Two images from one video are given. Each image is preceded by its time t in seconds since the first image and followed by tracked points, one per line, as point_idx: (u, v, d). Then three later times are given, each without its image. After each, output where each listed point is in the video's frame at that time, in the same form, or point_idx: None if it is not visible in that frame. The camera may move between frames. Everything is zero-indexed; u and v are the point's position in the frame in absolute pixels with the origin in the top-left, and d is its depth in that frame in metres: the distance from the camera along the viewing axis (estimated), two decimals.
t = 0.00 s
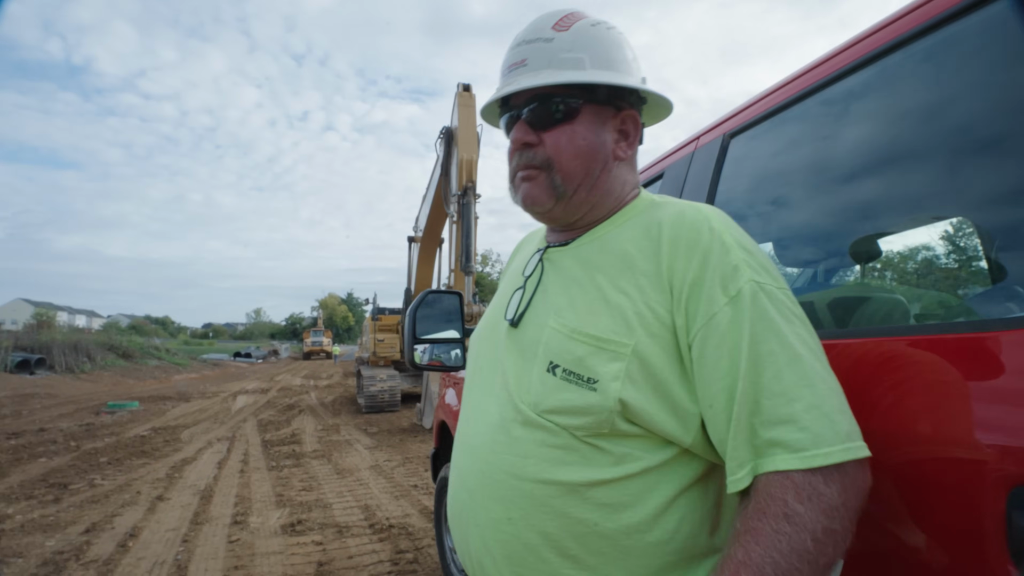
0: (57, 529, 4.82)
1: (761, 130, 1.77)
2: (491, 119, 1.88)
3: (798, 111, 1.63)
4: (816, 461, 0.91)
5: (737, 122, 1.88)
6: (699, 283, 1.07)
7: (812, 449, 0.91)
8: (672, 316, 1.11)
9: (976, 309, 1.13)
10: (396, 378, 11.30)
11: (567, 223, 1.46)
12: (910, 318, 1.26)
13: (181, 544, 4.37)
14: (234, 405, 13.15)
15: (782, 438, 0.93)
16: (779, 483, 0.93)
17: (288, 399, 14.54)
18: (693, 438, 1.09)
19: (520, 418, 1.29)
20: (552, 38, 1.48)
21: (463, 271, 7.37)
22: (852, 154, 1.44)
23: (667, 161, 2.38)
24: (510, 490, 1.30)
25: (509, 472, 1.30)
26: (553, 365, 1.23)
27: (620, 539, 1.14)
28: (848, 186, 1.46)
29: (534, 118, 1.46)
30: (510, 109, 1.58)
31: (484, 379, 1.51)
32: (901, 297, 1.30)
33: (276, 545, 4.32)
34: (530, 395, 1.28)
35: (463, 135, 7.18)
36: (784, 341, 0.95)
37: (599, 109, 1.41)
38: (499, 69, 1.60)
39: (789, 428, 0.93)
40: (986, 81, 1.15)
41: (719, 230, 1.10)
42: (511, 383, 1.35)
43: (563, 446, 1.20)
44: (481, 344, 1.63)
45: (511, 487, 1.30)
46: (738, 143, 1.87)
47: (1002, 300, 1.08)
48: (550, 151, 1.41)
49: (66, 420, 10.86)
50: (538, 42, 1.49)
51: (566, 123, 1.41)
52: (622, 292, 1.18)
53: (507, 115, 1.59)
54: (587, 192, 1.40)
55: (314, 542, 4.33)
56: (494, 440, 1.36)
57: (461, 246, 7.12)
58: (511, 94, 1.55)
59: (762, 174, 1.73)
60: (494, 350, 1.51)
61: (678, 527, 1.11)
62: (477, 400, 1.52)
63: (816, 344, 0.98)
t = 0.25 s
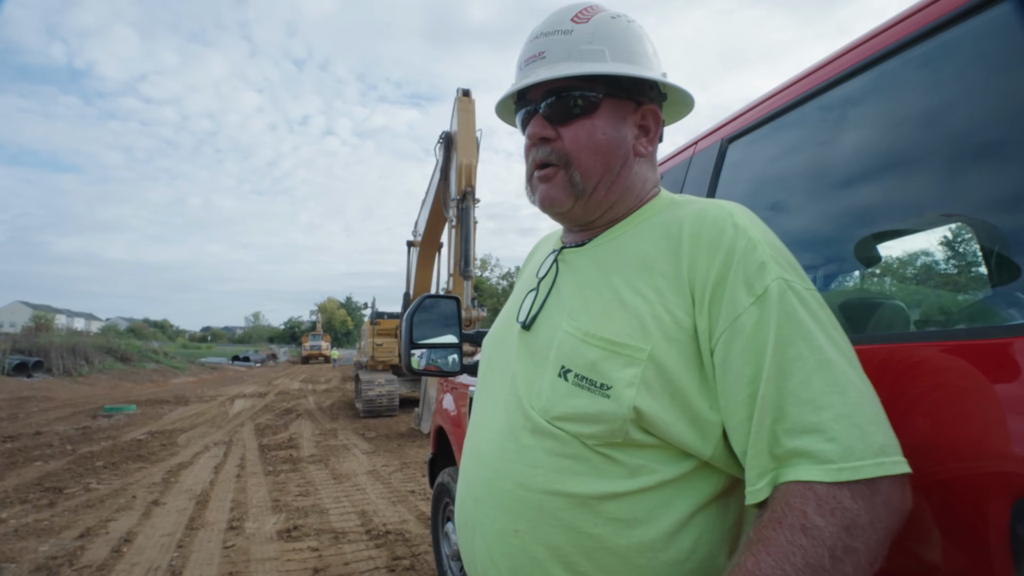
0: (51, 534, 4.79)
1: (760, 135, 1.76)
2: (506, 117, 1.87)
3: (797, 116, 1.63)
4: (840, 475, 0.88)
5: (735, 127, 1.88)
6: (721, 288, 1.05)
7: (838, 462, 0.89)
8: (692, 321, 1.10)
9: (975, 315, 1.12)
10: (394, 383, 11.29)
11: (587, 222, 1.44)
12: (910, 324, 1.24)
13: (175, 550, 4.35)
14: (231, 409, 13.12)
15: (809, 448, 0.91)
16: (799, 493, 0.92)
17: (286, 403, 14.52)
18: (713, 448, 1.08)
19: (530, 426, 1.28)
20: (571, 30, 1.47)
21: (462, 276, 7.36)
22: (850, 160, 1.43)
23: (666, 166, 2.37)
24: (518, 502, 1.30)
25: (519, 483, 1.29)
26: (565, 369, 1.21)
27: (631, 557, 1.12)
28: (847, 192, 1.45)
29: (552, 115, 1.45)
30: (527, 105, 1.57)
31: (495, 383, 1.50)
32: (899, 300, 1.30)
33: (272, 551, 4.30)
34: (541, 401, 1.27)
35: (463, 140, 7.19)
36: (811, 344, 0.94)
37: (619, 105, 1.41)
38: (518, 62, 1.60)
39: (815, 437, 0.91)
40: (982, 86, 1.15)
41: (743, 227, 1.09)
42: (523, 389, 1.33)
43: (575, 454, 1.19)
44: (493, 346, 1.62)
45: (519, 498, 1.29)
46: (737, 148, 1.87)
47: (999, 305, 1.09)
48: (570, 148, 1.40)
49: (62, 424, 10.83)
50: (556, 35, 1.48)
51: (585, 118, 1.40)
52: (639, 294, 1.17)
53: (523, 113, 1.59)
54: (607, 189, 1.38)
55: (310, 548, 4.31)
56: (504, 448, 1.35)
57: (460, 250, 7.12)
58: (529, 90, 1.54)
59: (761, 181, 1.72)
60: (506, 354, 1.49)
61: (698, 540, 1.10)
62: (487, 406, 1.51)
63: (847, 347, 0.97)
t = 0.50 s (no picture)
0: (26, 535, 4.71)
1: (748, 142, 1.75)
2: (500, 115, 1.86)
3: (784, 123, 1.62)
4: (841, 483, 0.86)
5: (722, 133, 1.87)
6: (721, 287, 1.03)
7: (839, 469, 0.86)
8: (692, 322, 1.07)
9: (958, 322, 1.11)
10: (382, 385, 11.22)
11: (585, 221, 1.42)
12: (893, 330, 1.26)
13: (154, 552, 4.28)
14: (217, 408, 12.99)
15: (805, 452, 0.89)
16: (797, 508, 0.90)
17: (273, 403, 14.41)
18: (717, 455, 1.05)
19: (523, 431, 1.26)
20: (563, 24, 1.46)
21: (451, 278, 7.33)
22: (836, 168, 1.42)
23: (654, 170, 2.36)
24: (510, 510, 1.27)
25: (510, 491, 1.27)
26: (560, 372, 1.19)
27: (625, 567, 1.10)
28: (832, 200, 1.44)
29: (546, 110, 1.42)
30: (521, 102, 1.55)
31: (490, 387, 1.47)
32: (885, 313, 1.29)
33: (253, 554, 4.24)
34: (535, 405, 1.24)
35: (454, 142, 7.17)
36: (814, 342, 0.91)
37: (615, 99, 1.38)
38: (511, 59, 1.59)
39: (812, 442, 0.89)
40: (963, 96, 1.14)
41: (745, 221, 1.06)
42: (517, 394, 1.31)
43: (570, 460, 1.16)
44: (490, 349, 1.59)
45: (511, 506, 1.27)
46: (726, 154, 1.85)
47: (981, 314, 1.08)
48: (565, 144, 1.38)
49: (43, 422, 10.69)
50: (550, 29, 1.47)
51: (580, 113, 1.38)
52: (637, 293, 1.15)
53: (518, 109, 1.57)
54: (604, 186, 1.36)
55: (292, 551, 4.26)
56: (496, 454, 1.32)
57: (450, 252, 7.09)
58: (523, 86, 1.52)
59: (747, 187, 1.71)
60: (502, 356, 1.47)
61: (690, 563, 1.08)
62: (480, 410, 1.49)
63: (853, 344, 0.94)
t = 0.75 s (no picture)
0: (26, 542, 4.69)
1: (745, 141, 1.75)
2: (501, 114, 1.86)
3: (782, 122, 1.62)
4: (842, 490, 0.86)
5: (722, 131, 1.87)
6: (728, 285, 1.03)
7: (840, 475, 0.86)
8: (699, 321, 1.07)
9: (958, 318, 1.10)
10: (383, 388, 11.21)
11: (591, 219, 1.42)
12: (891, 329, 1.25)
13: (155, 558, 4.27)
14: (217, 413, 12.97)
15: (807, 457, 0.89)
16: (797, 530, 0.90)
17: (273, 407, 14.40)
18: (727, 458, 1.05)
19: (531, 435, 1.26)
20: (560, 20, 1.45)
21: (451, 280, 7.32)
22: (834, 166, 1.42)
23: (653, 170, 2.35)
24: (518, 516, 1.27)
25: (518, 496, 1.26)
26: (566, 374, 1.19)
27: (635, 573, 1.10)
28: (831, 199, 1.44)
29: (547, 109, 1.43)
30: (522, 101, 1.55)
31: (498, 389, 1.47)
32: (883, 311, 1.28)
33: (254, 558, 4.23)
34: (543, 408, 1.24)
35: (453, 144, 7.17)
36: (820, 341, 0.91)
37: (616, 95, 1.38)
38: (510, 58, 1.59)
39: (814, 447, 0.88)
40: (960, 92, 1.14)
41: (751, 217, 1.06)
42: (525, 397, 1.31)
43: (578, 462, 1.16)
44: (498, 350, 1.58)
45: (519, 512, 1.26)
46: (724, 153, 1.85)
47: (981, 311, 1.07)
48: (567, 142, 1.38)
49: (42, 428, 10.66)
50: (546, 26, 1.47)
51: (581, 111, 1.37)
52: (644, 292, 1.14)
53: (519, 109, 1.56)
54: (608, 183, 1.36)
55: (294, 555, 4.25)
56: (504, 458, 1.32)
57: (449, 254, 7.09)
58: (523, 84, 1.52)
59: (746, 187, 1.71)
60: (510, 358, 1.46)
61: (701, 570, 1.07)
62: (487, 413, 1.48)
63: (859, 342, 0.93)
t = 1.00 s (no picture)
0: (23, 546, 4.67)
1: (741, 141, 1.77)
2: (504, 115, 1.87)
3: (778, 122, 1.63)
4: (814, 495, 0.88)
5: (717, 132, 1.88)
6: (722, 289, 1.04)
7: (810, 480, 0.88)
8: (694, 323, 1.08)
9: (953, 316, 1.12)
10: (380, 389, 11.20)
11: (591, 220, 1.43)
12: (888, 327, 1.26)
13: (153, 561, 4.27)
14: (214, 416, 12.93)
15: (783, 462, 0.91)
16: (761, 548, 0.94)
17: (270, 409, 14.37)
18: (713, 459, 1.07)
19: (528, 432, 1.27)
20: (564, 23, 1.46)
21: (448, 281, 7.33)
22: (829, 165, 1.44)
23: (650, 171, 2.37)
24: (514, 511, 1.28)
25: (513, 491, 1.27)
26: (563, 373, 1.20)
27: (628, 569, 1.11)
28: (826, 198, 1.45)
29: (549, 109, 1.44)
30: (526, 102, 1.55)
31: (496, 385, 1.48)
32: (880, 309, 1.30)
33: (253, 561, 4.23)
34: (540, 406, 1.25)
35: (448, 145, 7.17)
36: (805, 352, 0.92)
37: (619, 97, 1.39)
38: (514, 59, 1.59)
39: (788, 453, 0.90)
40: (955, 92, 1.16)
41: (747, 227, 1.07)
42: (523, 394, 1.31)
43: (573, 460, 1.17)
44: (495, 346, 1.59)
45: (516, 507, 1.27)
46: (719, 153, 1.86)
47: (976, 309, 1.09)
48: (569, 142, 1.39)
49: (38, 432, 10.62)
50: (551, 29, 1.48)
51: (584, 112, 1.38)
52: (641, 294, 1.15)
53: (522, 108, 1.57)
54: (609, 183, 1.37)
55: (292, 558, 4.25)
56: (500, 454, 1.33)
57: (445, 255, 7.09)
58: (526, 86, 1.53)
59: (742, 186, 1.72)
60: (508, 355, 1.47)
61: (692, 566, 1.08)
62: (485, 408, 1.49)
63: (840, 354, 0.95)
